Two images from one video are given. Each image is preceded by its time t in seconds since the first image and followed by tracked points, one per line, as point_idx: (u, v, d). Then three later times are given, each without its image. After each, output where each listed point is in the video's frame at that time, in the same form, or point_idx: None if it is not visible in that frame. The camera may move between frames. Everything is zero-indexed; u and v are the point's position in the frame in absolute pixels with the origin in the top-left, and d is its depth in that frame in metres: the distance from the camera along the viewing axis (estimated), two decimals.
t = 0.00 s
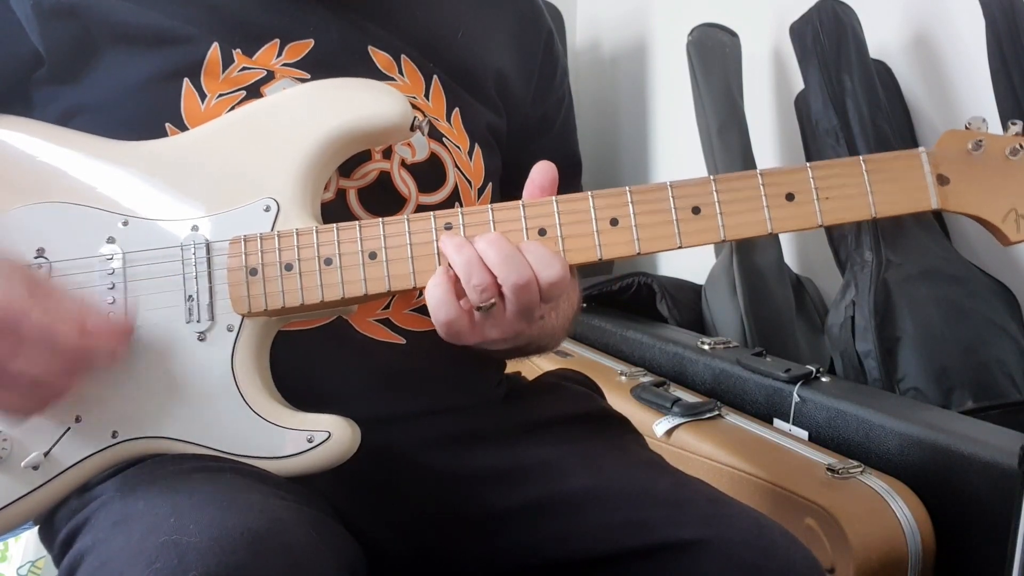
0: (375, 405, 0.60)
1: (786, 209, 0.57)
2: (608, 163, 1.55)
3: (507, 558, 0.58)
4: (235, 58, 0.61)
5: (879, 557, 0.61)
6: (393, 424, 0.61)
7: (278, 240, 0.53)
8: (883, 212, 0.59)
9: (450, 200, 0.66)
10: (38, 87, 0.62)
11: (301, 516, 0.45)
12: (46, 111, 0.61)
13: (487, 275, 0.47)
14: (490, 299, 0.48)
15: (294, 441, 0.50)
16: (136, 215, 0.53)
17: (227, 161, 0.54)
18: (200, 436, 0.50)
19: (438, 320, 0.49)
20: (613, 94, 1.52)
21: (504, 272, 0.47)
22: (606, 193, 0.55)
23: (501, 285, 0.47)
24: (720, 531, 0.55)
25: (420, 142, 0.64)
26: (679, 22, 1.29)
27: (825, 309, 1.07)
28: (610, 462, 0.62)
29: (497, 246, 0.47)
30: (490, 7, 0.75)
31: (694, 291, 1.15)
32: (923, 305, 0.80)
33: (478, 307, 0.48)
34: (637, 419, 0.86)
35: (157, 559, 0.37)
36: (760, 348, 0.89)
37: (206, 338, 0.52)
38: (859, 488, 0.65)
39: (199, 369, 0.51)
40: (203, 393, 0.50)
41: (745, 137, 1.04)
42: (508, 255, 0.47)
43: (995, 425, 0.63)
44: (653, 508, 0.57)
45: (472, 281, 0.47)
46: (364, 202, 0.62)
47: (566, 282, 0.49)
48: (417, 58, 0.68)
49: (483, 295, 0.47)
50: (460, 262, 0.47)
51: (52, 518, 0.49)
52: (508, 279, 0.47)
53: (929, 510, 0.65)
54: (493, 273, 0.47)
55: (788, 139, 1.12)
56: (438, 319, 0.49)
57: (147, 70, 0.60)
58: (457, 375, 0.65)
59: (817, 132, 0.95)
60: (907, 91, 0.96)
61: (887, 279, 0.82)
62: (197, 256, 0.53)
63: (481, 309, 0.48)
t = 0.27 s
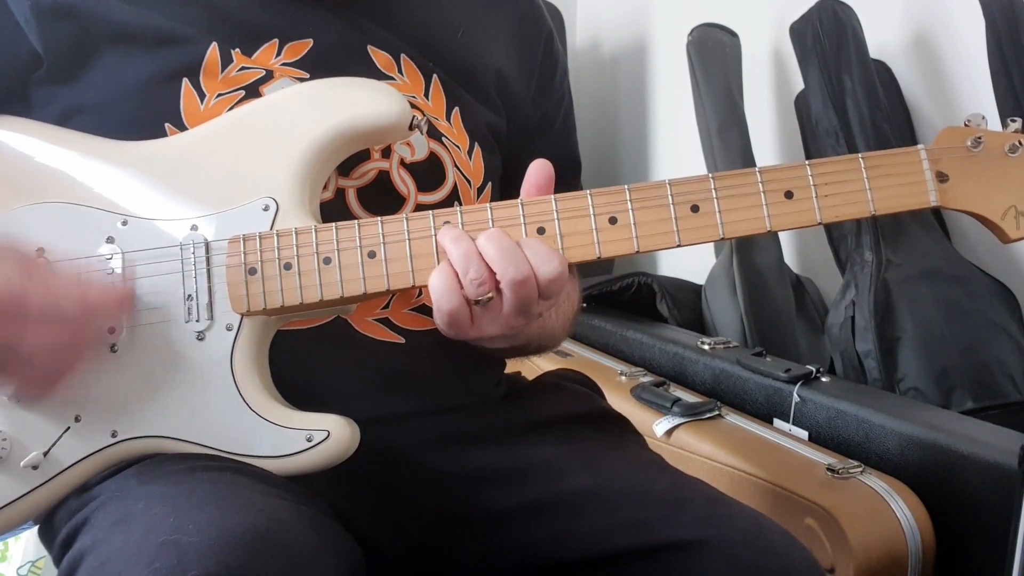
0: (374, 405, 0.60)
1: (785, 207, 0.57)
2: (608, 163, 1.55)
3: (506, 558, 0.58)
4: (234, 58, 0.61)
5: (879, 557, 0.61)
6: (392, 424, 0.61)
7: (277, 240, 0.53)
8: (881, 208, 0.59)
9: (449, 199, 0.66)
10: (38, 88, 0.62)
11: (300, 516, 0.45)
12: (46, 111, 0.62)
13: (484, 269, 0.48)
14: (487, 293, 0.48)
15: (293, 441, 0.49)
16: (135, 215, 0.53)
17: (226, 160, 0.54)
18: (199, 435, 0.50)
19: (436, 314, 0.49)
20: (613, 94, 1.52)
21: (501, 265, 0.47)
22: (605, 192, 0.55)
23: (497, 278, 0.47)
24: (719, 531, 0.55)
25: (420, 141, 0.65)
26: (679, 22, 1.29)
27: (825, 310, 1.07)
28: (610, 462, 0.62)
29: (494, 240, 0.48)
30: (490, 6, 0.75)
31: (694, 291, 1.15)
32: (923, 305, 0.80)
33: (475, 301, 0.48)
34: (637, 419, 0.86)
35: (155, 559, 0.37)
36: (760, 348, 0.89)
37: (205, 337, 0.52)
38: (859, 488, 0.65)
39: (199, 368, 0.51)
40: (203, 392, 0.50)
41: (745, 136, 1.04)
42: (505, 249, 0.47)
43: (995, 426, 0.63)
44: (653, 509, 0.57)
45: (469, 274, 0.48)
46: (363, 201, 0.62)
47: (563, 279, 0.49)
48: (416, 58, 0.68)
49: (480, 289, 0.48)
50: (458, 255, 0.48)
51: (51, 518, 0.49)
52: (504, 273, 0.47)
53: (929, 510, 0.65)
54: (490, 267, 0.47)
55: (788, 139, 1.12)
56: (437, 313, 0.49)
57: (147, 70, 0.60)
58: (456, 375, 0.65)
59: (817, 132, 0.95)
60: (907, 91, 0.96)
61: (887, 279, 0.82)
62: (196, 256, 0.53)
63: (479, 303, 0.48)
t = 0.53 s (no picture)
0: (374, 404, 0.60)
1: (785, 205, 0.57)
2: (608, 163, 1.55)
3: (507, 558, 0.58)
4: (234, 58, 0.61)
5: (879, 557, 0.61)
6: (392, 424, 0.61)
7: (277, 239, 0.53)
8: (880, 206, 0.58)
9: (449, 199, 0.66)
10: (37, 88, 0.62)
11: (301, 515, 0.45)
12: (46, 111, 0.61)
13: (479, 264, 0.48)
14: (480, 289, 0.48)
15: (293, 440, 0.49)
16: (135, 214, 0.53)
17: (226, 160, 0.55)
18: (199, 435, 0.50)
19: (429, 307, 0.49)
20: (613, 94, 1.52)
21: (496, 261, 0.47)
22: (604, 190, 0.55)
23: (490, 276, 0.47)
24: (719, 531, 0.55)
25: (419, 141, 0.65)
26: (679, 22, 1.29)
27: (825, 310, 1.07)
28: (610, 462, 0.62)
29: (491, 236, 0.48)
30: (490, 6, 0.75)
31: (694, 291, 1.15)
32: (923, 305, 0.80)
33: (468, 296, 0.48)
34: (637, 419, 0.86)
35: (155, 559, 0.37)
36: (760, 348, 0.89)
37: (205, 337, 0.52)
38: (859, 488, 0.65)
39: (199, 368, 0.51)
40: (203, 393, 0.50)
41: (745, 136, 1.04)
42: (499, 249, 0.47)
43: (994, 425, 0.63)
44: (653, 508, 0.57)
45: (465, 269, 0.48)
46: (363, 201, 0.62)
47: (557, 280, 0.50)
48: (416, 58, 0.68)
49: (474, 284, 0.48)
50: (454, 249, 0.48)
51: (51, 519, 0.49)
52: (497, 271, 0.47)
53: (929, 510, 0.65)
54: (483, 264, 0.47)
55: (788, 139, 1.12)
56: (430, 305, 0.49)
57: (146, 70, 0.60)
58: (456, 375, 0.65)
59: (817, 132, 0.95)
60: (907, 91, 0.96)
61: (887, 279, 0.82)
62: (196, 256, 0.53)
63: (472, 299, 0.48)
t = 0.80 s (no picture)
0: (373, 404, 0.60)
1: (783, 199, 0.56)
2: (608, 163, 1.55)
3: (506, 558, 0.58)
4: (232, 58, 0.61)
5: (879, 557, 0.61)
6: (392, 424, 0.61)
7: (276, 239, 0.53)
8: (878, 199, 0.58)
9: (448, 198, 0.66)
10: (36, 89, 0.62)
11: (301, 515, 0.45)
12: (46, 112, 0.62)
13: (477, 260, 0.48)
14: (478, 284, 0.48)
15: (293, 440, 0.49)
16: (134, 215, 0.53)
17: (225, 160, 0.55)
18: (199, 435, 0.50)
19: (427, 304, 0.49)
20: (613, 94, 1.52)
21: (493, 257, 0.47)
22: (602, 186, 0.55)
23: (488, 271, 0.47)
24: (719, 531, 0.55)
25: (418, 140, 0.65)
26: (679, 22, 1.29)
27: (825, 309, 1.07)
28: (610, 462, 0.62)
29: (488, 232, 0.48)
30: (490, 6, 0.75)
31: (694, 291, 1.15)
32: (923, 305, 0.80)
33: (467, 292, 0.48)
34: (637, 419, 0.86)
35: (156, 559, 0.37)
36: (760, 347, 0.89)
37: (205, 337, 0.52)
38: (859, 488, 0.64)
39: (198, 368, 0.51)
40: (202, 393, 0.51)
41: (745, 136, 1.04)
42: (496, 244, 0.48)
43: (995, 425, 0.63)
44: (653, 508, 0.57)
45: (463, 264, 0.48)
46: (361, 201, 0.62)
47: (554, 276, 0.49)
48: (415, 58, 0.68)
49: (472, 279, 0.48)
50: (452, 245, 0.48)
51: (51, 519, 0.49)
52: (495, 267, 0.47)
53: (930, 510, 0.65)
54: (481, 259, 0.47)
55: (788, 139, 1.12)
56: (428, 302, 0.49)
57: (145, 71, 0.60)
58: (455, 375, 0.65)
59: (817, 132, 0.95)
60: (907, 90, 0.96)
61: (887, 278, 0.82)
62: (195, 256, 0.53)
63: (470, 295, 0.48)
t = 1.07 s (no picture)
0: (373, 404, 0.60)
1: (782, 198, 0.56)
2: (608, 163, 1.55)
3: (506, 558, 0.58)
4: (230, 58, 0.61)
5: (879, 557, 0.61)
6: (391, 425, 0.61)
7: (275, 240, 0.53)
8: (878, 198, 0.58)
9: (447, 199, 0.66)
10: (35, 89, 0.62)
11: (300, 516, 0.45)
12: (45, 113, 0.62)
13: (477, 260, 0.48)
14: (479, 285, 0.48)
15: (291, 440, 0.49)
16: (133, 216, 0.53)
17: (223, 161, 0.55)
18: (198, 435, 0.50)
19: (428, 305, 0.49)
20: (613, 94, 1.52)
21: (492, 257, 0.47)
22: (601, 184, 0.55)
23: (488, 271, 0.47)
24: (718, 532, 0.55)
25: (417, 140, 0.65)
26: (679, 22, 1.29)
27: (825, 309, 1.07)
28: (609, 462, 0.62)
29: (488, 232, 0.48)
30: (489, 6, 0.75)
31: (694, 291, 1.15)
32: (923, 305, 0.79)
33: (467, 292, 0.48)
34: (637, 419, 0.86)
35: (155, 560, 0.37)
36: (760, 347, 0.89)
37: (203, 337, 0.52)
38: (859, 488, 0.64)
39: (198, 368, 0.51)
40: (201, 394, 0.51)
41: (745, 136, 1.04)
42: (495, 244, 0.47)
43: (994, 425, 0.63)
44: (652, 509, 0.57)
45: (462, 265, 0.48)
46: (360, 201, 0.62)
47: (555, 275, 0.49)
48: (414, 58, 0.68)
49: (472, 279, 0.48)
50: (452, 246, 0.48)
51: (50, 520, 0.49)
52: (495, 267, 0.47)
53: (930, 510, 0.64)
54: (481, 259, 0.47)
55: (788, 139, 1.12)
56: (429, 303, 0.49)
57: (144, 72, 0.60)
58: (455, 375, 0.65)
59: (817, 132, 0.95)
60: (907, 91, 0.96)
61: (887, 278, 0.82)
62: (194, 256, 0.53)
63: (471, 295, 0.49)
